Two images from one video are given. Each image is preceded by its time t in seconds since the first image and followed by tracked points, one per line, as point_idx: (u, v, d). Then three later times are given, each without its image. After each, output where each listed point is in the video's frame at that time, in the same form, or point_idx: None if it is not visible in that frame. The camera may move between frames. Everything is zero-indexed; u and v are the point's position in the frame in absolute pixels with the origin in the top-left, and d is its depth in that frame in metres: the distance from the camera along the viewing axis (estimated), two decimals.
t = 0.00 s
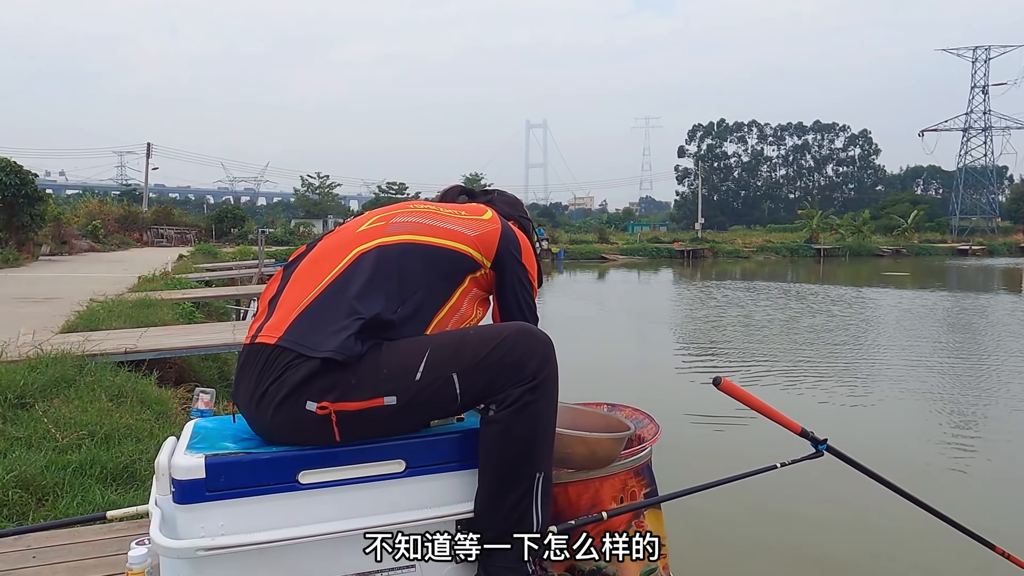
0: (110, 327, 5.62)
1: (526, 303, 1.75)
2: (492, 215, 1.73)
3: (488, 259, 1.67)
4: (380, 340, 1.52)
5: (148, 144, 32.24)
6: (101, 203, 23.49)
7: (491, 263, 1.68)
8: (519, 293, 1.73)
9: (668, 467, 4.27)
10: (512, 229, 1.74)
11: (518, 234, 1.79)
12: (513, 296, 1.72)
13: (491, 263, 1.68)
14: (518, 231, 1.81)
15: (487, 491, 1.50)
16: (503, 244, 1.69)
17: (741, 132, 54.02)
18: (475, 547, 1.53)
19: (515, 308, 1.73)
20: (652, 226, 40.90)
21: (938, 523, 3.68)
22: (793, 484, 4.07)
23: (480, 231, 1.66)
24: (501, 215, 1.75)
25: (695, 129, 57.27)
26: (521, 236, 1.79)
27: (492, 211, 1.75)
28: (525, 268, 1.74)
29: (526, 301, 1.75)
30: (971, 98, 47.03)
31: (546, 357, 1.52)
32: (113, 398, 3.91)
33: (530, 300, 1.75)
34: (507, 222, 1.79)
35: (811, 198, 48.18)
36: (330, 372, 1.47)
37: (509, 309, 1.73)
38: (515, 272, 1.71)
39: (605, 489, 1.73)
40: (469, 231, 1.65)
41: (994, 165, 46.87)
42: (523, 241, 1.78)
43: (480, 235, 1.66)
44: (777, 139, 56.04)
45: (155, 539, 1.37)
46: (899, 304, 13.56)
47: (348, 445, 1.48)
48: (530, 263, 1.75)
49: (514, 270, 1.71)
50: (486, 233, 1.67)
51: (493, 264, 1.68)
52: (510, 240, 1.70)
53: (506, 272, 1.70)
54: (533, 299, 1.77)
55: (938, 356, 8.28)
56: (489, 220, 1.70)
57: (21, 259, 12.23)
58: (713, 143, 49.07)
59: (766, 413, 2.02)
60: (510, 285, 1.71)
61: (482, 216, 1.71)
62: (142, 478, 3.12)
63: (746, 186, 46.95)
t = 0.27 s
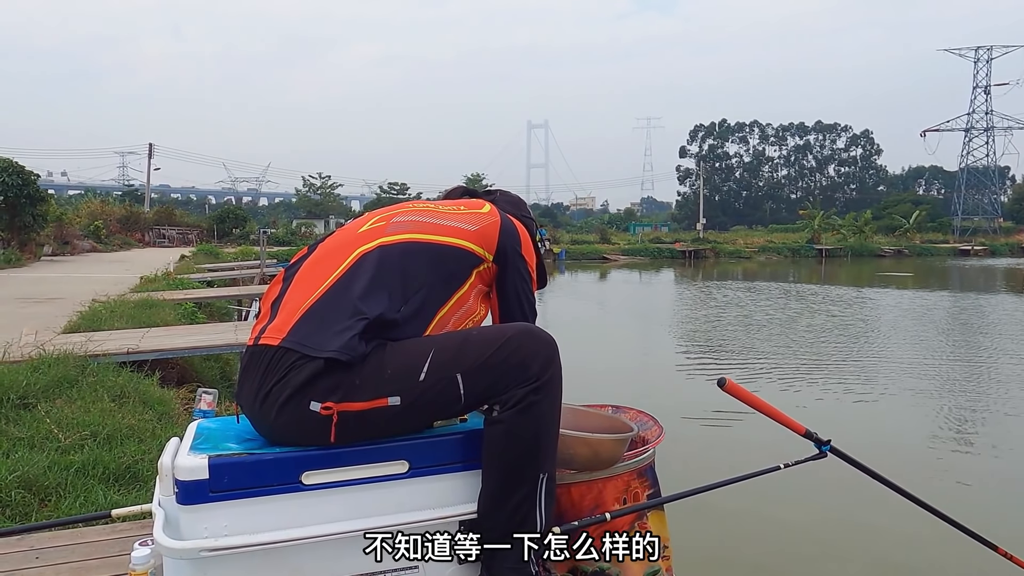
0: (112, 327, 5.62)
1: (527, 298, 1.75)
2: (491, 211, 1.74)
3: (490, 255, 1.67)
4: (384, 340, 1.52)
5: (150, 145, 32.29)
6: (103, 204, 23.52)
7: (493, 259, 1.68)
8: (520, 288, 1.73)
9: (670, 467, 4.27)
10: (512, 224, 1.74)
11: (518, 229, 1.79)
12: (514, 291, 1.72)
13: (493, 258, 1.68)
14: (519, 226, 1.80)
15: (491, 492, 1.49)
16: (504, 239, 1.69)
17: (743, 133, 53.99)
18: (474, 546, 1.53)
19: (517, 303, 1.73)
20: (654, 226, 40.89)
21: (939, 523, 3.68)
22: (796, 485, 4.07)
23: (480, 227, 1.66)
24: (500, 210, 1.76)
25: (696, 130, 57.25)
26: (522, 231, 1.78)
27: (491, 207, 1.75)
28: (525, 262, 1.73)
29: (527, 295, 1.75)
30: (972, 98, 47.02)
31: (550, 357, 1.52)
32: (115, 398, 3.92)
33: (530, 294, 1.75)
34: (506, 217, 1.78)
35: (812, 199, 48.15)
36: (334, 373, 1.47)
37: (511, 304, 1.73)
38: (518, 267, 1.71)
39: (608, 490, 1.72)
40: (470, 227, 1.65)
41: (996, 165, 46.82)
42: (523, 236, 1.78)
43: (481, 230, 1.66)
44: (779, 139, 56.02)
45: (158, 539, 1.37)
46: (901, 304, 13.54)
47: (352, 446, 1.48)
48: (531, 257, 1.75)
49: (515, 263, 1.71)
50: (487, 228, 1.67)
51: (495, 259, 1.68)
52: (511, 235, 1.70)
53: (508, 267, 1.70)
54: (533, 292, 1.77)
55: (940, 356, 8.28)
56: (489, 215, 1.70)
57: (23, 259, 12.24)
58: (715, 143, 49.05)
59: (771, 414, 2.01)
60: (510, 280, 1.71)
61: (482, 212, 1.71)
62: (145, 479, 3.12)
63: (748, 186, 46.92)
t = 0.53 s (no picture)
0: (113, 327, 5.62)
1: (527, 298, 1.75)
2: (490, 210, 1.74)
3: (490, 254, 1.67)
4: (385, 340, 1.52)
5: (152, 145, 32.34)
6: (105, 204, 23.55)
7: (493, 258, 1.68)
8: (520, 287, 1.72)
9: (671, 468, 4.26)
10: (511, 223, 1.74)
11: (517, 228, 1.79)
12: (514, 291, 1.72)
13: (493, 258, 1.68)
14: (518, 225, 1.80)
15: (492, 493, 1.49)
16: (504, 238, 1.68)
17: (744, 133, 53.99)
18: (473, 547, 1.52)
19: (518, 303, 1.73)
20: (654, 227, 40.92)
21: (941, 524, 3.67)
22: (798, 485, 4.06)
23: (480, 227, 1.66)
24: (499, 210, 1.76)
25: (697, 130, 57.27)
26: (522, 230, 1.78)
27: (490, 207, 1.76)
28: (525, 261, 1.73)
29: (527, 295, 1.75)
30: (974, 98, 47.04)
31: (551, 358, 1.52)
32: (117, 399, 3.92)
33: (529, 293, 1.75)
34: (506, 216, 1.78)
35: (814, 199, 48.14)
36: (335, 373, 1.47)
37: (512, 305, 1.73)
38: (518, 266, 1.71)
39: (609, 490, 1.73)
40: (469, 227, 1.65)
41: (997, 165, 46.83)
42: (522, 234, 1.77)
43: (481, 230, 1.66)
44: (779, 140, 56.04)
45: (160, 540, 1.37)
46: (902, 304, 13.54)
47: (353, 447, 1.48)
48: (529, 255, 1.75)
49: (515, 263, 1.70)
50: (486, 228, 1.67)
51: (495, 259, 1.68)
52: (510, 234, 1.70)
53: (507, 267, 1.70)
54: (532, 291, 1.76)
55: (941, 356, 8.29)
56: (488, 215, 1.70)
57: (24, 259, 12.26)
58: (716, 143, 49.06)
59: (773, 414, 2.01)
60: (510, 280, 1.71)
61: (481, 212, 1.71)
62: (146, 479, 3.12)
63: (749, 187, 46.93)
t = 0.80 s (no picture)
0: (114, 328, 5.62)
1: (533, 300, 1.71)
2: (494, 211, 1.72)
3: (493, 258, 1.66)
4: (385, 340, 1.52)
5: (154, 148, 32.40)
6: (107, 205, 23.58)
7: (496, 262, 1.67)
8: (524, 290, 1.69)
9: (672, 468, 4.26)
10: (516, 225, 1.72)
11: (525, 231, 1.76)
12: (517, 293, 1.69)
13: (496, 261, 1.67)
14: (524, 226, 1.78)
15: (493, 493, 1.49)
16: (506, 241, 1.66)
17: (745, 134, 53.98)
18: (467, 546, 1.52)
19: (522, 306, 1.70)
20: (655, 227, 40.93)
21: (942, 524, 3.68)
22: (800, 485, 4.07)
23: (481, 228, 1.65)
24: (504, 212, 1.73)
25: (698, 131, 57.29)
26: (528, 232, 1.75)
27: (495, 208, 1.74)
28: (530, 265, 1.70)
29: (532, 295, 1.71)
30: (975, 99, 47.09)
31: (551, 358, 1.52)
32: (118, 399, 3.93)
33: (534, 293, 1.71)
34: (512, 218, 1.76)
35: (815, 200, 48.13)
36: (335, 374, 1.47)
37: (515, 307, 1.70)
38: (523, 270, 1.68)
39: (610, 491, 1.73)
40: (471, 229, 1.65)
41: (998, 166, 46.83)
42: (528, 235, 1.74)
43: (482, 232, 1.65)
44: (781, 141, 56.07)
45: (161, 539, 1.37)
46: (903, 305, 13.55)
47: (355, 446, 1.48)
48: (535, 256, 1.72)
49: (518, 266, 1.68)
50: (488, 230, 1.66)
51: (498, 262, 1.67)
52: (514, 237, 1.68)
53: (510, 269, 1.67)
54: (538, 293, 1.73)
55: (941, 356, 8.30)
56: (491, 215, 1.69)
57: (26, 260, 12.27)
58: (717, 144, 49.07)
59: (774, 415, 2.01)
60: (512, 281, 1.68)
61: (484, 213, 1.70)
62: (148, 480, 3.12)
63: (751, 187, 46.91)
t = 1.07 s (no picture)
0: (116, 329, 5.63)
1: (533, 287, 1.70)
2: (487, 202, 1.71)
3: (489, 250, 1.65)
4: (382, 341, 1.52)
5: (155, 148, 32.41)
6: (108, 206, 23.62)
7: (493, 254, 1.65)
8: (522, 277, 1.68)
9: (673, 469, 4.25)
10: (511, 213, 1.70)
11: (521, 215, 1.74)
12: (516, 284, 1.68)
13: (493, 253, 1.65)
14: (521, 210, 1.75)
15: (495, 494, 1.49)
16: (500, 231, 1.65)
17: (746, 134, 53.96)
18: (462, 547, 1.52)
19: (522, 295, 1.70)
20: (657, 228, 40.91)
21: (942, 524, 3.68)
22: (801, 486, 4.08)
23: (472, 222, 1.65)
24: (499, 200, 1.71)
25: (699, 132, 57.26)
26: (525, 216, 1.72)
27: (489, 199, 1.72)
28: (529, 253, 1.68)
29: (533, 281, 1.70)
30: (976, 99, 47.06)
31: (552, 359, 1.52)
32: (119, 399, 3.93)
33: (533, 279, 1.70)
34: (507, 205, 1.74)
35: (817, 200, 48.11)
36: (333, 375, 1.47)
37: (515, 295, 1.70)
38: (521, 260, 1.67)
39: (611, 492, 1.73)
40: (462, 224, 1.64)
41: (1000, 167, 46.82)
42: (525, 220, 1.71)
43: (474, 225, 1.64)
44: (782, 141, 56.06)
45: (161, 540, 1.37)
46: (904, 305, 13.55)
47: (355, 447, 1.48)
48: (532, 241, 1.68)
49: (516, 254, 1.66)
50: (479, 223, 1.65)
51: (494, 253, 1.65)
52: (507, 226, 1.66)
53: (508, 261, 1.66)
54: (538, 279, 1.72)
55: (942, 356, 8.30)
56: (483, 207, 1.68)
57: (27, 261, 12.28)
58: (718, 145, 49.10)
59: (776, 415, 2.00)
60: (510, 271, 1.67)
61: (475, 205, 1.69)
62: (149, 480, 3.12)
63: (752, 188, 46.90)
